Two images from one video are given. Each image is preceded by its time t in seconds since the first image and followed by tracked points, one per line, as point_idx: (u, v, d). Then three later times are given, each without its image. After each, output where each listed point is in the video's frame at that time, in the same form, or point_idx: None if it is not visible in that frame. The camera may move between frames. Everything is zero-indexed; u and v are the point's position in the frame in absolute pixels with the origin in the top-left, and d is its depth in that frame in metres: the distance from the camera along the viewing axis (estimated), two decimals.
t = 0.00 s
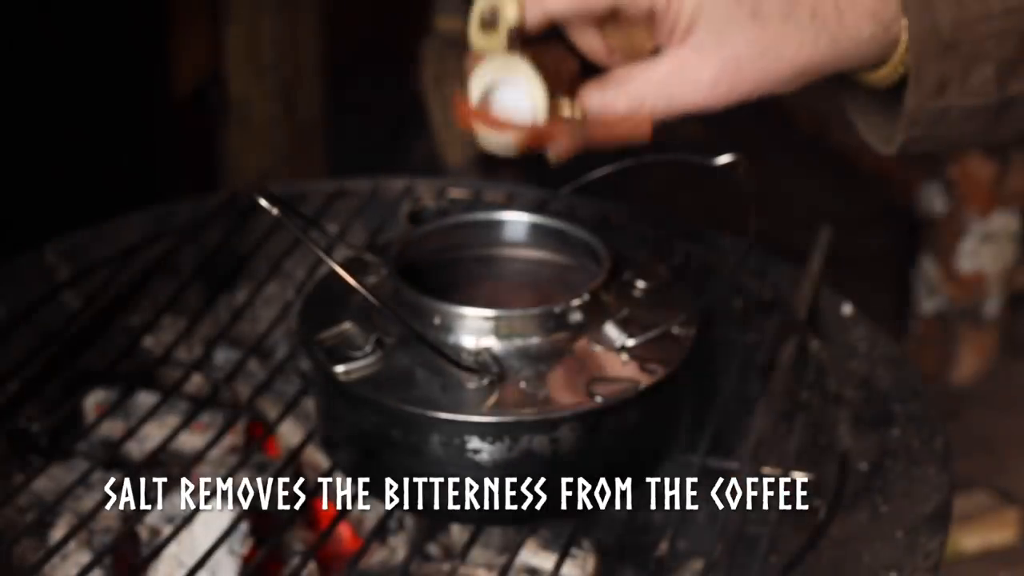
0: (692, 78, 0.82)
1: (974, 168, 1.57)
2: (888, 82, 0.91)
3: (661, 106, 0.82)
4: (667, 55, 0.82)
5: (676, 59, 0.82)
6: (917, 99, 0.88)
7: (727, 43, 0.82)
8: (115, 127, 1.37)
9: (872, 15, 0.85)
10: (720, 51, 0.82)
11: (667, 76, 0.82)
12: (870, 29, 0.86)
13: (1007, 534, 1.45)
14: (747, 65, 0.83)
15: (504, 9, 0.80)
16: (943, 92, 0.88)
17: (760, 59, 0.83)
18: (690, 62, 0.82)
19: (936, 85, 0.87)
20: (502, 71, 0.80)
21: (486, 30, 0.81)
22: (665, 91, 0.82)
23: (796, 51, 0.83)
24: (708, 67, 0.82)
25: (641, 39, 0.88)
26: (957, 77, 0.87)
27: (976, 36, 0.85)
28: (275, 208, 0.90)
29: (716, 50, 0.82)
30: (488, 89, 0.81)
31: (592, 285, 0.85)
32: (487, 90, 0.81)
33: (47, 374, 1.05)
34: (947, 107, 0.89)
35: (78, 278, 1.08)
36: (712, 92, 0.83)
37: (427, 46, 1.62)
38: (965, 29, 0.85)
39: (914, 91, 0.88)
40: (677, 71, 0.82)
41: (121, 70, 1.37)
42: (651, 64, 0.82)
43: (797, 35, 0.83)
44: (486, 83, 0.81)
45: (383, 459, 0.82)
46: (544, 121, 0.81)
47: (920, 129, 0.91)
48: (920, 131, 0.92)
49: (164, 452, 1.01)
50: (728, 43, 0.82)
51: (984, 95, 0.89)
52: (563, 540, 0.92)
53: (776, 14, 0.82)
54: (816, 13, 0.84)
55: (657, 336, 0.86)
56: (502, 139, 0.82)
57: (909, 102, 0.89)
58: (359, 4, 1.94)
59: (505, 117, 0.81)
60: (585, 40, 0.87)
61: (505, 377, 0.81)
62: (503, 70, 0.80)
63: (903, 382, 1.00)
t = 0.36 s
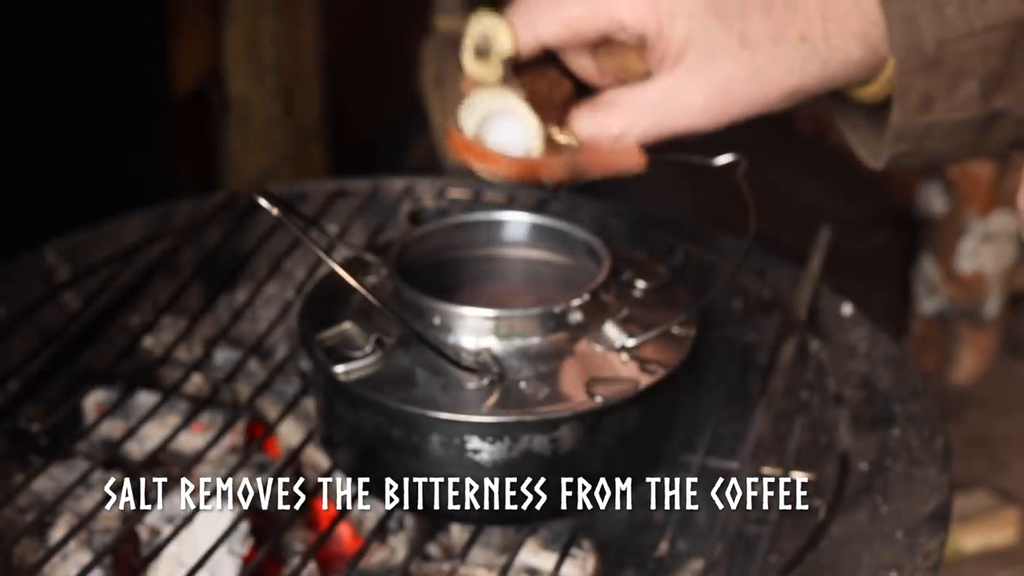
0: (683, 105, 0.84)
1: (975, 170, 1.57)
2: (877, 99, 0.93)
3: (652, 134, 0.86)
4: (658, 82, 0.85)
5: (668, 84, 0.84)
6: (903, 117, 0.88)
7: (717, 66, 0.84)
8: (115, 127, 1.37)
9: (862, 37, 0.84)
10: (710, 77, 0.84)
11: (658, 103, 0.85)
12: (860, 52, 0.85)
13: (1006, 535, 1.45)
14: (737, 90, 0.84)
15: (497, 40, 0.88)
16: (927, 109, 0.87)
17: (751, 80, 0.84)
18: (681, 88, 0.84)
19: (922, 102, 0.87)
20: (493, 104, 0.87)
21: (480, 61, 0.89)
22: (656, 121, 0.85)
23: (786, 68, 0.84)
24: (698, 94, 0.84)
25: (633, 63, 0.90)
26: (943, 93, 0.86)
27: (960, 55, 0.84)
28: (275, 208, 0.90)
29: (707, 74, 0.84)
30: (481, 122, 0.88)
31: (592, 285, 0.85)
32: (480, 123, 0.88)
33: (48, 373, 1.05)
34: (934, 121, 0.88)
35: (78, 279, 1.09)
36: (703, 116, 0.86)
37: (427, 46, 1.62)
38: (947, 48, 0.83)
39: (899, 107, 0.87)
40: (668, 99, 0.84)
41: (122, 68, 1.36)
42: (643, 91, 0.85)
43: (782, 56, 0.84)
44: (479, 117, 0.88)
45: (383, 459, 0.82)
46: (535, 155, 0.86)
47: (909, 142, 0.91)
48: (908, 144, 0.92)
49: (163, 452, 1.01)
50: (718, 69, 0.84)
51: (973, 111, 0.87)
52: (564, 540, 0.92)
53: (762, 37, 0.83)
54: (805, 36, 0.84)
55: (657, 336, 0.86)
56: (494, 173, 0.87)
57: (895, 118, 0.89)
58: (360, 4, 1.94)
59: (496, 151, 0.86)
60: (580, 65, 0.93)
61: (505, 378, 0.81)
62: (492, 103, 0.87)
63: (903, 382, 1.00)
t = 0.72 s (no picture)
0: (672, 86, 0.84)
1: (972, 171, 1.58)
2: (864, 88, 0.94)
3: (638, 111, 0.84)
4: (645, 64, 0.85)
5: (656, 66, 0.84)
6: (890, 102, 0.90)
7: (704, 50, 0.84)
8: (116, 128, 1.38)
9: (847, 23, 0.87)
10: (697, 58, 0.84)
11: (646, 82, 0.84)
12: (847, 37, 0.87)
13: (1005, 534, 1.46)
14: (724, 74, 0.85)
15: (483, 21, 0.87)
16: (914, 97, 0.89)
17: (740, 64, 0.84)
18: (669, 71, 0.84)
19: (908, 89, 0.88)
20: (478, 82, 0.87)
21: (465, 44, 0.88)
22: (643, 99, 0.84)
23: (773, 55, 0.85)
24: (686, 77, 0.84)
25: (619, 46, 0.92)
26: (930, 82, 0.88)
27: (948, 44, 0.85)
28: (275, 209, 0.91)
29: (695, 57, 0.84)
30: (466, 102, 0.88)
31: (591, 285, 0.86)
32: (465, 103, 0.88)
33: (50, 373, 1.06)
34: (921, 109, 0.90)
35: (80, 279, 1.09)
36: (694, 102, 0.85)
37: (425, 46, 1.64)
38: (937, 37, 0.85)
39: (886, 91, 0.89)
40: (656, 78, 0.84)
41: (124, 68, 1.36)
42: (630, 71, 0.84)
43: (772, 44, 0.85)
44: (464, 96, 0.88)
45: (384, 459, 0.82)
46: (518, 131, 0.86)
47: (895, 129, 0.93)
48: (896, 131, 0.93)
49: (165, 452, 1.02)
50: (705, 51, 0.84)
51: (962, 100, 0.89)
52: (564, 539, 0.92)
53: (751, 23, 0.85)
54: (792, 22, 0.86)
55: (657, 336, 0.86)
56: (478, 149, 0.87)
57: (882, 104, 0.90)
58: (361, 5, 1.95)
59: (481, 128, 0.87)
60: (565, 49, 0.93)
61: (506, 378, 0.81)
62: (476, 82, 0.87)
63: (902, 382, 1.00)
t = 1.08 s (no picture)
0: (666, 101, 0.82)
1: (967, 173, 1.59)
2: (856, 86, 0.95)
3: (637, 124, 0.83)
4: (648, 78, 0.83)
5: (653, 81, 0.82)
6: (883, 106, 0.90)
7: (702, 65, 0.82)
8: (121, 130, 1.39)
9: (841, 32, 0.86)
10: (695, 72, 0.82)
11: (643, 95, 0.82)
12: (841, 46, 0.86)
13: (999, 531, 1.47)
14: (723, 87, 0.83)
15: (486, 48, 0.83)
16: (905, 100, 0.90)
17: (737, 76, 0.83)
18: (663, 88, 0.82)
19: (901, 93, 0.89)
20: (485, 112, 0.83)
21: (468, 69, 0.84)
22: (640, 112, 0.82)
23: (773, 65, 0.84)
24: (680, 92, 0.82)
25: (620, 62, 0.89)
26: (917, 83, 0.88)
27: (938, 48, 0.86)
28: (278, 212, 0.92)
29: (693, 72, 0.82)
30: (476, 131, 0.84)
31: (590, 285, 0.87)
32: (475, 132, 0.84)
33: (56, 372, 1.06)
34: (912, 111, 0.91)
35: (89, 279, 1.10)
36: (688, 114, 0.84)
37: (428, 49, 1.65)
38: (929, 42, 0.85)
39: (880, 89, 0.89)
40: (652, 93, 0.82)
41: (131, 70, 1.38)
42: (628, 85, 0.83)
43: (773, 56, 0.84)
44: (472, 124, 0.84)
45: (386, 458, 0.84)
46: (534, 164, 0.83)
47: (888, 131, 0.94)
48: (888, 132, 0.94)
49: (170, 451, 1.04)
50: (703, 66, 0.82)
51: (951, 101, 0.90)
52: (563, 536, 0.94)
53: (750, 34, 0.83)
54: (791, 34, 0.84)
55: (655, 336, 0.87)
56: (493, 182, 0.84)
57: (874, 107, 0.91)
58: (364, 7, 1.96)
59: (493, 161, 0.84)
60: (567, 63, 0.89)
61: (506, 376, 0.82)
62: (488, 112, 0.83)
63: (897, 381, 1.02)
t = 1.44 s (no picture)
0: (674, 100, 0.84)
1: (963, 174, 1.60)
2: (859, 84, 0.96)
3: (645, 121, 0.84)
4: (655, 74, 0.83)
5: (660, 79, 0.83)
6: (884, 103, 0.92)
7: (708, 62, 0.83)
8: (124, 132, 1.40)
9: (846, 28, 0.87)
10: (702, 68, 0.83)
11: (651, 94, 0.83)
12: (846, 42, 0.88)
13: (994, 529, 1.48)
14: (728, 83, 0.84)
15: (492, 45, 0.82)
16: (908, 96, 0.91)
17: (743, 71, 0.84)
18: (670, 84, 0.83)
19: (904, 89, 0.90)
20: (492, 105, 0.81)
21: (472, 66, 0.82)
22: (648, 109, 0.83)
23: (777, 62, 0.85)
24: (688, 89, 0.83)
25: (625, 58, 0.87)
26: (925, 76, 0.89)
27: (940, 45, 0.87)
28: (280, 213, 0.92)
29: (699, 70, 0.83)
30: (481, 126, 0.82)
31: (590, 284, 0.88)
32: (479, 128, 0.82)
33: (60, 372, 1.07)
34: (915, 108, 0.92)
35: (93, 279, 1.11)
36: (695, 109, 0.85)
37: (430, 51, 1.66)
38: (930, 38, 0.87)
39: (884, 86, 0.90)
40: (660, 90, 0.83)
41: (133, 71, 1.39)
42: (634, 83, 0.83)
43: (777, 52, 0.85)
44: (478, 119, 0.82)
45: (387, 458, 0.85)
46: (540, 157, 0.81)
47: (890, 127, 0.95)
48: (890, 129, 0.95)
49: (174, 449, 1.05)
50: (710, 61, 0.83)
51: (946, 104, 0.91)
52: (562, 534, 0.95)
53: (755, 31, 0.84)
54: (794, 30, 0.85)
55: (654, 336, 0.88)
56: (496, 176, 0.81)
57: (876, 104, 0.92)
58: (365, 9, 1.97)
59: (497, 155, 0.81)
60: (572, 61, 0.87)
61: (506, 375, 0.83)
62: (492, 107, 0.81)
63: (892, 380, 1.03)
